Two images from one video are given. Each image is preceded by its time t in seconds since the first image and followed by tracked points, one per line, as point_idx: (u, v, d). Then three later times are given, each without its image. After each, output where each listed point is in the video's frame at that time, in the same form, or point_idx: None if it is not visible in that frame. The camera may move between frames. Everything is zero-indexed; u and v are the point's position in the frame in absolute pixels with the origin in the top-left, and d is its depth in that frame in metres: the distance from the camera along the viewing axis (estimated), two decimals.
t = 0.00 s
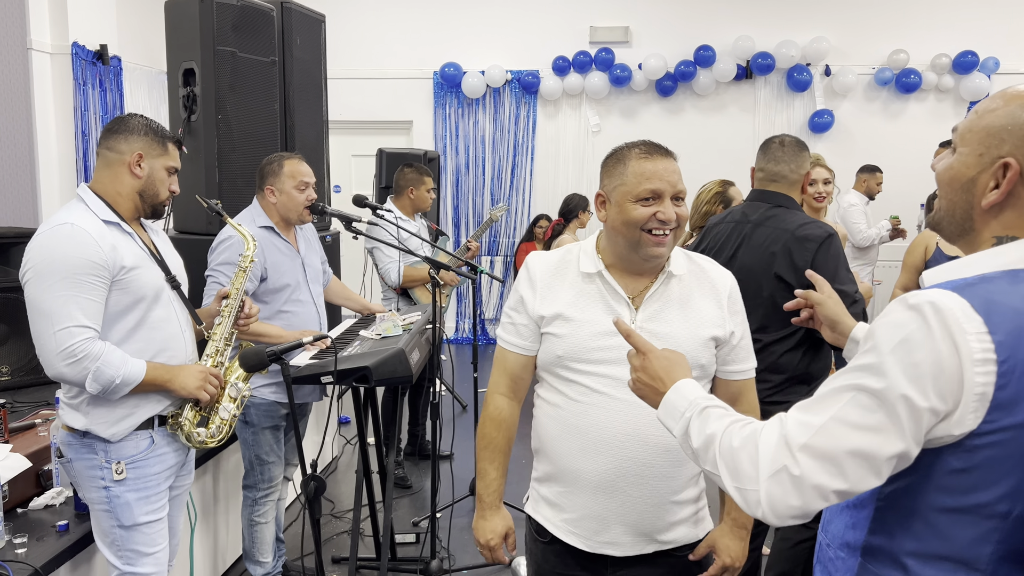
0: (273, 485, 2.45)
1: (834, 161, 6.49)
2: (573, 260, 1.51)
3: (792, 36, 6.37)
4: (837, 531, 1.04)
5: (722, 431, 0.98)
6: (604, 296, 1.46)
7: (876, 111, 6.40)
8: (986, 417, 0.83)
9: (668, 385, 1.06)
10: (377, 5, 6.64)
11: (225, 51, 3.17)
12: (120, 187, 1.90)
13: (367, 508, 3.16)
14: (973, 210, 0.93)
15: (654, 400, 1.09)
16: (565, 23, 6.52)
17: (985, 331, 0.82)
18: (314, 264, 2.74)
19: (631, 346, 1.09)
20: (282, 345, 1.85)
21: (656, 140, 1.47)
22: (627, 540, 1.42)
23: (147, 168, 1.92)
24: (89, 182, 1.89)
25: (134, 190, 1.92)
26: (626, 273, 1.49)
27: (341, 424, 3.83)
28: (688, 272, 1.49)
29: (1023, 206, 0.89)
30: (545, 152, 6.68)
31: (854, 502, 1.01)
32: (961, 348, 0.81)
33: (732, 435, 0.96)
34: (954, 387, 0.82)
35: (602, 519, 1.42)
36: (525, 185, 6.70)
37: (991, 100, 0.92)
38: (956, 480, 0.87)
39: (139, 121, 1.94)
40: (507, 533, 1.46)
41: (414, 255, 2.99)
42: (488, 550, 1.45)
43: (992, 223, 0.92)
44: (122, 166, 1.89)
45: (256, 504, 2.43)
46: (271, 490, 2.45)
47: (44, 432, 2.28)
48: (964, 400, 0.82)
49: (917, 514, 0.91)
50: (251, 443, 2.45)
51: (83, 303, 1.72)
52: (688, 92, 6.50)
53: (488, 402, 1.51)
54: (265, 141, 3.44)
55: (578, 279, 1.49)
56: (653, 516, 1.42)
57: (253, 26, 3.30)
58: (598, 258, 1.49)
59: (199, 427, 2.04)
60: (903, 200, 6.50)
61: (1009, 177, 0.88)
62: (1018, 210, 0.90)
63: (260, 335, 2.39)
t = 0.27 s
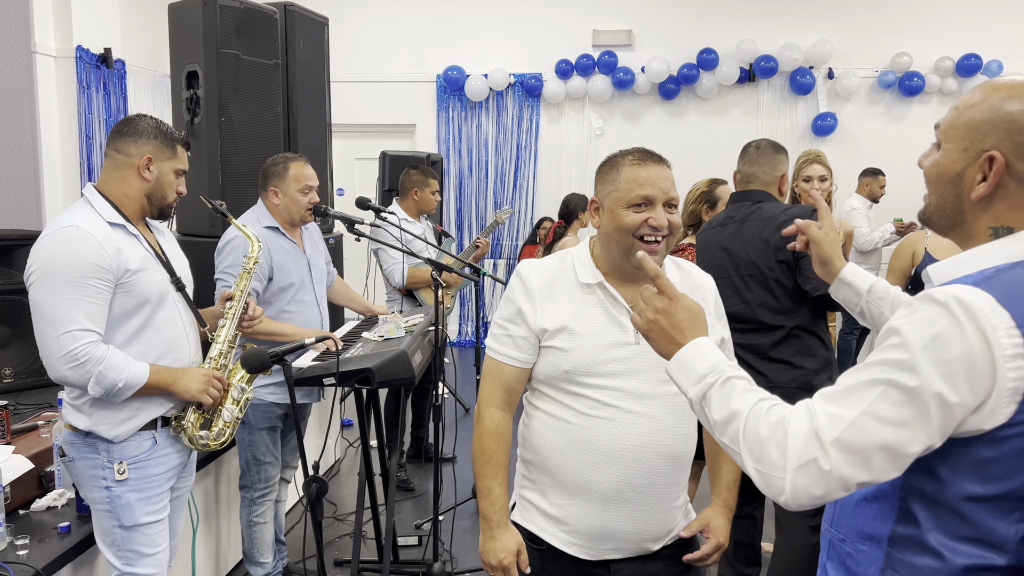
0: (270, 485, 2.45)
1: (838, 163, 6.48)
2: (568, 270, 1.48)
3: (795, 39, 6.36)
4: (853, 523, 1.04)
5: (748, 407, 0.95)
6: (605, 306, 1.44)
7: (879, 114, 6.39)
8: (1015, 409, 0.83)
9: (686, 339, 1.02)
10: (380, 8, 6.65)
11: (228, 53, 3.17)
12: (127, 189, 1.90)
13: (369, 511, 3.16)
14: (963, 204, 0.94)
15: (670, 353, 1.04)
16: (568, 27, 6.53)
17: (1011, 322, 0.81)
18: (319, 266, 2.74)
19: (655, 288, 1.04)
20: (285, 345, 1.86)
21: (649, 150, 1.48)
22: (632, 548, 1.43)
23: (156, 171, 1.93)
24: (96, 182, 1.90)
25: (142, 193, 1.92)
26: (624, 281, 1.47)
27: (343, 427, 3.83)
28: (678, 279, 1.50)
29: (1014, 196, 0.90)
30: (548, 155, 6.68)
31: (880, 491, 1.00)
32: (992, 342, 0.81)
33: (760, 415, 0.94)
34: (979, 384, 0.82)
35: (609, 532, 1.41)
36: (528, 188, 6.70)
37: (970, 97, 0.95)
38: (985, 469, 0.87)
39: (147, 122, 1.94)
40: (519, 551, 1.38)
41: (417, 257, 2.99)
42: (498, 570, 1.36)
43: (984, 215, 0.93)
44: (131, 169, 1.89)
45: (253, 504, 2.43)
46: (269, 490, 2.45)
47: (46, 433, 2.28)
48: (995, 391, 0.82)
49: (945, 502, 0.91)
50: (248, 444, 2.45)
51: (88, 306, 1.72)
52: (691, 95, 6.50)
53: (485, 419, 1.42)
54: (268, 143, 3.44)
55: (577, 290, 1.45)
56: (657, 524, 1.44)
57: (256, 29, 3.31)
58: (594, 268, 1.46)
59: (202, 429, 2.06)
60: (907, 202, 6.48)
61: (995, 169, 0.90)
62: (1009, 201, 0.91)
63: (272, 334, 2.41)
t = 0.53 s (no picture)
0: (271, 486, 2.45)
1: (839, 165, 6.48)
2: (576, 263, 1.47)
3: (796, 41, 6.37)
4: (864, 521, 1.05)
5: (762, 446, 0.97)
6: (615, 300, 1.43)
7: (880, 116, 6.39)
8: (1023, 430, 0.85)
9: (695, 391, 1.05)
10: (381, 11, 6.67)
11: (230, 56, 3.19)
12: (132, 189, 1.91)
13: (370, 512, 3.16)
14: (954, 215, 0.96)
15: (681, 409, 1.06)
16: (569, 30, 6.54)
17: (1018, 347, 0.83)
18: (320, 268, 2.74)
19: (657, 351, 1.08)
20: (285, 344, 1.86)
21: (655, 144, 1.48)
22: (647, 538, 1.43)
23: (162, 173, 1.93)
24: (103, 180, 1.91)
25: (147, 194, 1.93)
26: (630, 276, 1.48)
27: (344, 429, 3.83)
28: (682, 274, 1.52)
29: (1003, 206, 0.92)
30: (549, 157, 6.69)
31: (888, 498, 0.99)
32: (1000, 373, 0.82)
33: (775, 451, 0.96)
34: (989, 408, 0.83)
35: (624, 521, 1.41)
36: (529, 190, 6.71)
37: (956, 107, 0.96)
38: (994, 479, 0.89)
39: (155, 124, 1.94)
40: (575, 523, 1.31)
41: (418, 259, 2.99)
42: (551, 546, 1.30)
43: (975, 225, 0.95)
44: (137, 171, 1.90)
45: (254, 505, 2.43)
46: (269, 491, 2.45)
47: (48, 434, 2.29)
48: (1006, 414, 0.84)
49: (953, 508, 0.93)
50: (250, 444, 2.46)
51: (90, 304, 1.73)
52: (693, 98, 6.50)
53: (497, 415, 1.38)
54: (269, 145, 3.45)
55: (585, 283, 1.44)
56: (671, 511, 1.44)
57: (257, 31, 3.32)
58: (602, 262, 1.46)
59: (200, 429, 2.07)
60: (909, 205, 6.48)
61: (983, 182, 0.92)
62: (999, 212, 0.93)
63: (273, 336, 2.42)
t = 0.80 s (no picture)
0: (275, 486, 2.46)
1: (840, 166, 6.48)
2: (598, 259, 1.47)
3: (797, 42, 6.37)
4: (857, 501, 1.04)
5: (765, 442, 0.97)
6: (637, 295, 1.43)
7: (881, 116, 6.38)
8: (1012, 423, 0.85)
9: (694, 374, 1.04)
10: (383, 14, 6.68)
11: (230, 57, 3.19)
12: (134, 191, 1.91)
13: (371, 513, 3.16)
14: (962, 206, 0.95)
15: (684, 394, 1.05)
16: (570, 32, 6.55)
17: (1011, 343, 0.83)
18: (320, 267, 2.75)
19: (652, 334, 1.06)
20: (284, 342, 1.86)
21: (676, 138, 1.46)
22: (661, 537, 1.43)
23: (165, 173, 1.94)
24: (104, 180, 1.91)
25: (150, 194, 1.94)
26: (651, 269, 1.48)
27: (345, 429, 3.83)
28: (707, 271, 1.51)
29: (1010, 192, 0.91)
30: (550, 159, 6.69)
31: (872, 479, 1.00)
32: (993, 367, 0.82)
33: (778, 445, 0.96)
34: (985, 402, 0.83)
35: (640, 517, 1.41)
36: (530, 191, 6.71)
37: (950, 103, 0.97)
38: (981, 464, 0.89)
39: (156, 123, 1.94)
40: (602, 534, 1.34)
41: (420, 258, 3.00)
42: (581, 546, 1.34)
43: (982, 213, 0.94)
44: (139, 171, 1.90)
45: (257, 505, 2.43)
46: (273, 490, 2.45)
47: (48, 433, 2.29)
48: (998, 408, 0.84)
49: (941, 491, 0.94)
50: (252, 444, 2.45)
51: (92, 302, 1.73)
52: (693, 99, 6.51)
53: (528, 408, 1.38)
54: (270, 145, 3.46)
55: (607, 277, 1.45)
56: (686, 512, 1.44)
57: (257, 33, 3.33)
58: (625, 257, 1.46)
59: (199, 427, 2.06)
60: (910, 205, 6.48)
61: (987, 169, 0.91)
62: (1008, 198, 0.92)
63: (273, 336, 2.43)
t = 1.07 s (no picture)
0: (273, 488, 2.45)
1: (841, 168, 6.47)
2: (612, 270, 1.47)
3: (798, 44, 6.37)
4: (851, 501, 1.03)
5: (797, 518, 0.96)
6: (649, 308, 1.41)
7: (883, 118, 6.38)
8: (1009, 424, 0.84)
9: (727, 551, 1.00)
10: (384, 17, 6.69)
11: (231, 60, 3.20)
12: (132, 190, 1.91)
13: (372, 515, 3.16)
14: (951, 208, 0.95)
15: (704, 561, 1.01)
16: (571, 34, 6.56)
17: (1005, 345, 0.82)
18: (321, 269, 2.75)
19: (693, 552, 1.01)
20: (284, 344, 1.86)
21: (684, 148, 1.46)
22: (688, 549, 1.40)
23: (161, 174, 1.94)
24: (103, 182, 1.92)
25: (146, 195, 1.93)
26: (665, 282, 1.46)
27: (346, 432, 3.83)
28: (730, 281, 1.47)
29: (999, 193, 0.91)
30: (551, 161, 6.69)
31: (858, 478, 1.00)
32: (991, 369, 0.82)
33: (806, 508, 0.95)
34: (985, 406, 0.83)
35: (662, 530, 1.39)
36: (531, 194, 6.71)
37: (937, 106, 0.97)
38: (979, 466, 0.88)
39: (155, 125, 1.95)
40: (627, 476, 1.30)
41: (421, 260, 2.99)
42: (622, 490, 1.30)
43: (971, 214, 0.94)
44: (136, 170, 1.91)
45: (256, 508, 2.43)
46: (271, 493, 2.44)
47: (49, 436, 2.29)
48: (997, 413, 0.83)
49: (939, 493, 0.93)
50: (251, 447, 2.45)
51: (93, 302, 1.73)
52: (694, 101, 6.50)
53: (533, 405, 1.42)
54: (271, 148, 3.46)
55: (619, 291, 1.43)
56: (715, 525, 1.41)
57: (258, 35, 3.33)
58: (637, 268, 1.45)
59: (201, 428, 2.06)
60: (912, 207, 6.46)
61: (975, 170, 0.91)
62: (996, 198, 0.92)
63: (273, 337, 2.42)
